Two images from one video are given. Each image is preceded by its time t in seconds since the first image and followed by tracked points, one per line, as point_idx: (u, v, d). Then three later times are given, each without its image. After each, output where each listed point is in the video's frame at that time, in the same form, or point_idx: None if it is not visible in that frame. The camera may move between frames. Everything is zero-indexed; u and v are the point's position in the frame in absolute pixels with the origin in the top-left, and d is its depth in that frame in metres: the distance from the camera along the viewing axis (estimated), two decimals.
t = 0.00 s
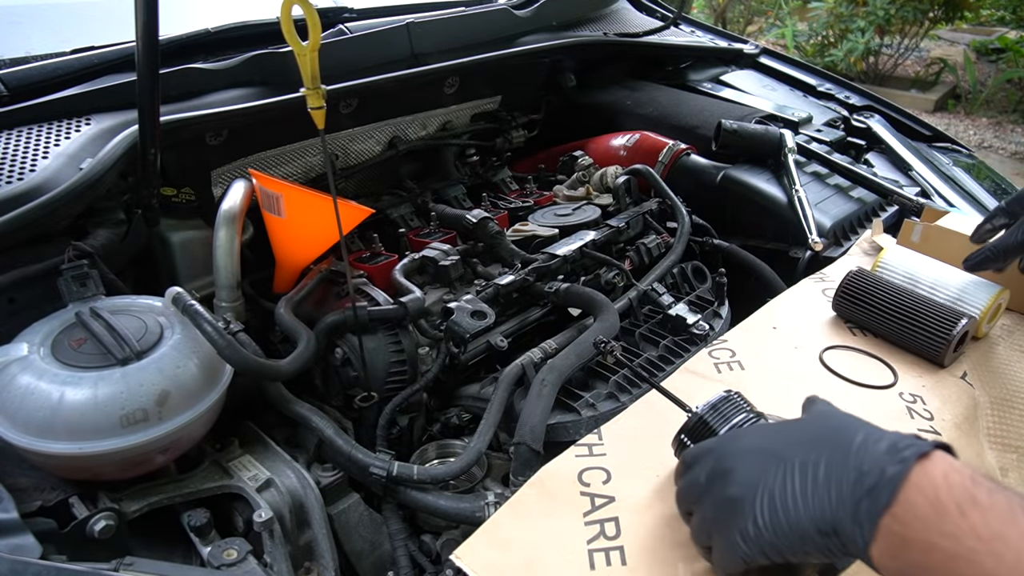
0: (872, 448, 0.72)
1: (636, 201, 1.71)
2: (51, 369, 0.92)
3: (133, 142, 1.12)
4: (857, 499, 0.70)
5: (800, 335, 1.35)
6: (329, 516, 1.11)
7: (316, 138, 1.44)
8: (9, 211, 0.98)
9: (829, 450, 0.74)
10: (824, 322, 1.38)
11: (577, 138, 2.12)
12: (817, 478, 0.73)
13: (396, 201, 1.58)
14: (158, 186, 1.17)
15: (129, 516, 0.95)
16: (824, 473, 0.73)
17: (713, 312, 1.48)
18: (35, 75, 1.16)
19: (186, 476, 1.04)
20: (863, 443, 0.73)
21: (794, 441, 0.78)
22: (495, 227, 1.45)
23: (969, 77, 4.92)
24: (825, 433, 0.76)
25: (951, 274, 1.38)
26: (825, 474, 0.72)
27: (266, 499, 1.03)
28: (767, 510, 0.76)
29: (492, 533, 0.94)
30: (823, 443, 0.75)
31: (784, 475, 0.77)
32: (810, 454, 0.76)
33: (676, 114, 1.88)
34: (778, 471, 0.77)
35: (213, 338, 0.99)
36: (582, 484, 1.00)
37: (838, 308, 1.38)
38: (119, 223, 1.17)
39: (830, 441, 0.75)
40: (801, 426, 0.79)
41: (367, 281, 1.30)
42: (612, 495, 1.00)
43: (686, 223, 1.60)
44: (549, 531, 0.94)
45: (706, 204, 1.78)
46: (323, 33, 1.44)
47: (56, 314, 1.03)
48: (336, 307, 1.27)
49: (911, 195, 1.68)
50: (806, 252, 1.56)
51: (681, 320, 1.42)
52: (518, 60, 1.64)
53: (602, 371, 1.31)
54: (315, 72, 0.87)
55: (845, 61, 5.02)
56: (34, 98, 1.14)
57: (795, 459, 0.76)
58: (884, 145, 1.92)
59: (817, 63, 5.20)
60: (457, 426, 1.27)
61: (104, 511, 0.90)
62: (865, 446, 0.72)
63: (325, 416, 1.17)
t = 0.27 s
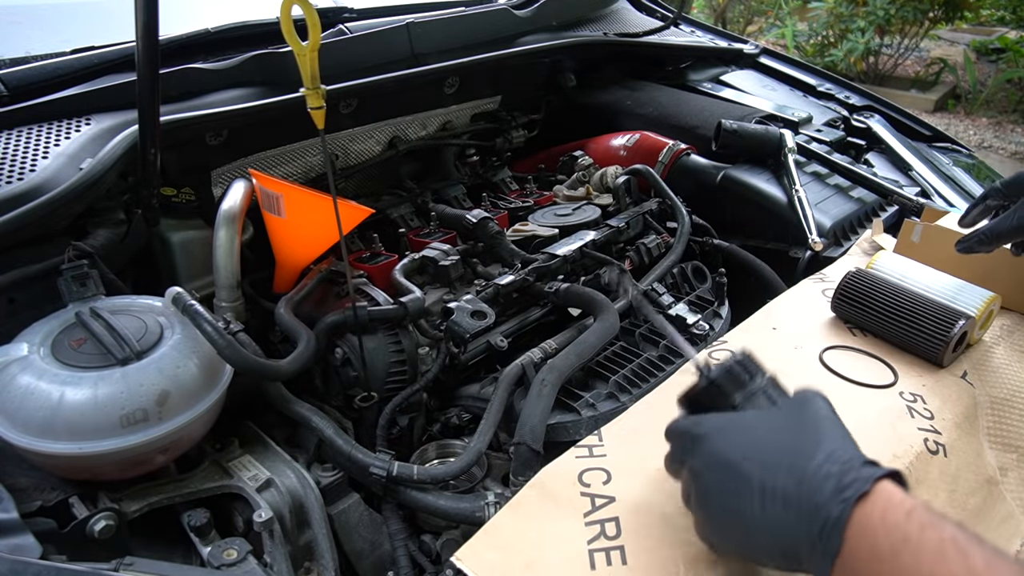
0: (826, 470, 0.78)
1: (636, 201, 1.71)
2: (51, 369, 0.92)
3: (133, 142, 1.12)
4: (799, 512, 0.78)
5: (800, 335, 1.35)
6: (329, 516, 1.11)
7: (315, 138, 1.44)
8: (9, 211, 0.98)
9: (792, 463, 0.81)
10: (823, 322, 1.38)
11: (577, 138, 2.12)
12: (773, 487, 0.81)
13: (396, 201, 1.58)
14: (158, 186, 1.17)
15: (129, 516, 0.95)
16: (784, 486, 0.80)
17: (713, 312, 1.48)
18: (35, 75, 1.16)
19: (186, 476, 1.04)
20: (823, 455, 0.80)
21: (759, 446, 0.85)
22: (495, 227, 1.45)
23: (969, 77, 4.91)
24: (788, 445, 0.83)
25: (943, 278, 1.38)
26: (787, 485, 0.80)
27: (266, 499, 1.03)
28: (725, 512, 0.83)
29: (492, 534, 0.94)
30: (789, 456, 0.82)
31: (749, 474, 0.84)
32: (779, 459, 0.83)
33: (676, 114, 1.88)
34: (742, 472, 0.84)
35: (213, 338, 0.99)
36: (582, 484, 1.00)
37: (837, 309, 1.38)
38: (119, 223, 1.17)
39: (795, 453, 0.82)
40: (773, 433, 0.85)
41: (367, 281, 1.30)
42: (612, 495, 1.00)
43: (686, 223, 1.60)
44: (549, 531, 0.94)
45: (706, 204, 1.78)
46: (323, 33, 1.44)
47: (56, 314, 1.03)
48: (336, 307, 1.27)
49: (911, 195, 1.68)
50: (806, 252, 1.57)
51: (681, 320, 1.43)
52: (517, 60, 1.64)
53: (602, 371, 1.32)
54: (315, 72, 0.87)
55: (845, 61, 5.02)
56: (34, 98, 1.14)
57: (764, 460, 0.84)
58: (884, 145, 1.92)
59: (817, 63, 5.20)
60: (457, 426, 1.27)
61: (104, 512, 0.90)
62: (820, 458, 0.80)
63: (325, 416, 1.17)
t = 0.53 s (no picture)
0: (714, 432, 0.65)
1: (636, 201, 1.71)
2: (51, 369, 0.92)
3: (133, 142, 1.12)
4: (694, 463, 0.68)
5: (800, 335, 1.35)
6: (329, 516, 1.11)
7: (316, 139, 1.44)
8: (9, 211, 0.98)
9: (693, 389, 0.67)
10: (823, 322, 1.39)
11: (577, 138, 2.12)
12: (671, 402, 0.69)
13: (396, 201, 1.58)
14: (158, 186, 1.17)
15: (129, 516, 0.95)
16: (676, 415, 0.69)
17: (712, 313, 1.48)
18: (35, 74, 1.16)
19: (186, 476, 1.04)
20: (724, 401, 0.66)
21: (667, 346, 0.71)
22: (495, 226, 1.45)
23: (969, 77, 4.91)
24: (692, 364, 0.67)
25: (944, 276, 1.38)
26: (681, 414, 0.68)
27: (266, 499, 1.03)
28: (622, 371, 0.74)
29: (492, 534, 0.94)
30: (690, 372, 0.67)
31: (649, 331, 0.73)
32: (674, 368, 0.70)
33: (676, 114, 1.88)
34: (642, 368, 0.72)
35: (213, 338, 0.99)
36: (582, 484, 1.00)
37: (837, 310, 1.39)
38: (119, 223, 1.17)
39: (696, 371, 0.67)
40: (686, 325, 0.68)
41: (367, 281, 1.30)
42: (612, 495, 1.00)
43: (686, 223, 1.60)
44: (548, 531, 0.95)
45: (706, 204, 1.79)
46: (323, 33, 1.44)
47: (56, 314, 1.03)
48: (336, 307, 1.27)
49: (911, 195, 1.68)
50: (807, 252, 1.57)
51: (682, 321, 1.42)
52: (517, 60, 1.64)
53: (602, 371, 1.32)
54: (315, 72, 0.87)
55: (845, 61, 5.02)
56: (34, 98, 1.14)
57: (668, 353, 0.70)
58: (884, 145, 1.91)
59: (817, 63, 5.20)
60: (457, 426, 1.28)
61: (104, 511, 0.90)
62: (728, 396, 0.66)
63: (325, 416, 1.17)
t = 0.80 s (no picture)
0: (713, 417, 0.67)
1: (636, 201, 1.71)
2: (51, 369, 0.92)
3: (133, 142, 1.12)
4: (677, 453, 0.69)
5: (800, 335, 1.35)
6: (329, 516, 1.11)
7: (316, 139, 1.44)
8: (9, 211, 0.98)
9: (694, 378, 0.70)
10: (823, 322, 1.39)
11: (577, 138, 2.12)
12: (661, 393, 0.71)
13: (396, 201, 1.58)
14: (159, 186, 1.17)
15: (129, 516, 0.95)
16: (669, 404, 0.71)
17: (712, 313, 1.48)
18: (35, 75, 1.16)
19: (186, 476, 1.04)
20: (720, 386, 0.69)
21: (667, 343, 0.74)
22: (495, 226, 1.45)
23: (969, 77, 4.91)
24: (697, 357, 0.71)
25: (944, 277, 1.38)
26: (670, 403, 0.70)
27: (266, 499, 1.03)
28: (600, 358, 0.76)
29: (492, 534, 0.93)
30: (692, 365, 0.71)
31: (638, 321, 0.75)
32: (671, 364, 0.72)
33: (676, 114, 1.88)
34: (638, 359, 0.73)
35: (213, 338, 0.99)
36: (582, 484, 1.00)
37: (836, 309, 1.38)
38: (119, 223, 1.17)
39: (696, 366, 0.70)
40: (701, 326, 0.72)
41: (367, 281, 1.30)
42: (612, 495, 0.99)
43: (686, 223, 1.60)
44: (549, 531, 0.95)
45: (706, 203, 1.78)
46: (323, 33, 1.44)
47: (56, 314, 1.03)
48: (336, 307, 1.27)
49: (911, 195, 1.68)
50: (806, 251, 1.59)
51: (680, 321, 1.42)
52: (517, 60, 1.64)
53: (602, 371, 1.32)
54: (315, 72, 0.87)
55: (845, 61, 5.02)
56: (34, 98, 1.14)
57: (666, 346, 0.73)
58: (884, 145, 1.91)
59: (817, 63, 5.20)
60: (457, 426, 1.28)
61: (104, 511, 0.90)
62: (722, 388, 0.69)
63: (325, 416, 1.17)
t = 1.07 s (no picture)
0: (723, 480, 0.66)
1: (636, 201, 1.71)
2: (51, 369, 0.92)
3: (134, 142, 1.12)
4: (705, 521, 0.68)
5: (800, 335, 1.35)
6: (329, 516, 1.11)
7: (316, 139, 1.44)
8: (9, 211, 0.98)
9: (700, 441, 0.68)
10: (823, 323, 1.38)
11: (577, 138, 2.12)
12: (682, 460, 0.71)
13: (396, 201, 1.58)
14: (159, 186, 1.17)
15: (129, 516, 0.95)
16: (690, 469, 0.70)
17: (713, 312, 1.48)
18: (35, 75, 1.16)
19: (187, 476, 1.04)
20: (725, 444, 0.67)
21: (674, 399, 0.73)
22: (495, 226, 1.45)
23: (969, 77, 4.91)
24: (701, 416, 0.69)
25: (946, 277, 1.36)
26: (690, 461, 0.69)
27: (267, 499, 1.03)
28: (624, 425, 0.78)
29: (492, 534, 0.93)
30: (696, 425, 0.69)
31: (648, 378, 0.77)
32: (683, 425, 0.72)
33: (676, 114, 1.88)
34: (659, 427, 0.74)
35: (213, 338, 0.99)
36: (582, 484, 1.00)
37: (836, 309, 1.38)
38: (119, 223, 1.17)
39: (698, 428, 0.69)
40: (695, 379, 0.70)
41: (367, 281, 1.30)
42: (612, 495, 1.00)
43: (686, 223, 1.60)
44: (549, 531, 0.95)
45: (704, 203, 1.78)
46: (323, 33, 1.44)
47: (56, 313, 1.03)
48: (336, 307, 1.27)
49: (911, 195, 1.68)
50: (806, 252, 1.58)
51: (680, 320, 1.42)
52: (517, 60, 1.64)
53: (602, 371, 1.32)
54: (315, 72, 0.87)
55: (845, 61, 5.03)
56: (34, 98, 1.14)
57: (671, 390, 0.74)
58: (884, 145, 1.91)
59: (817, 63, 5.19)
60: (457, 426, 1.28)
61: (104, 512, 0.90)
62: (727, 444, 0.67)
63: (324, 416, 1.17)
